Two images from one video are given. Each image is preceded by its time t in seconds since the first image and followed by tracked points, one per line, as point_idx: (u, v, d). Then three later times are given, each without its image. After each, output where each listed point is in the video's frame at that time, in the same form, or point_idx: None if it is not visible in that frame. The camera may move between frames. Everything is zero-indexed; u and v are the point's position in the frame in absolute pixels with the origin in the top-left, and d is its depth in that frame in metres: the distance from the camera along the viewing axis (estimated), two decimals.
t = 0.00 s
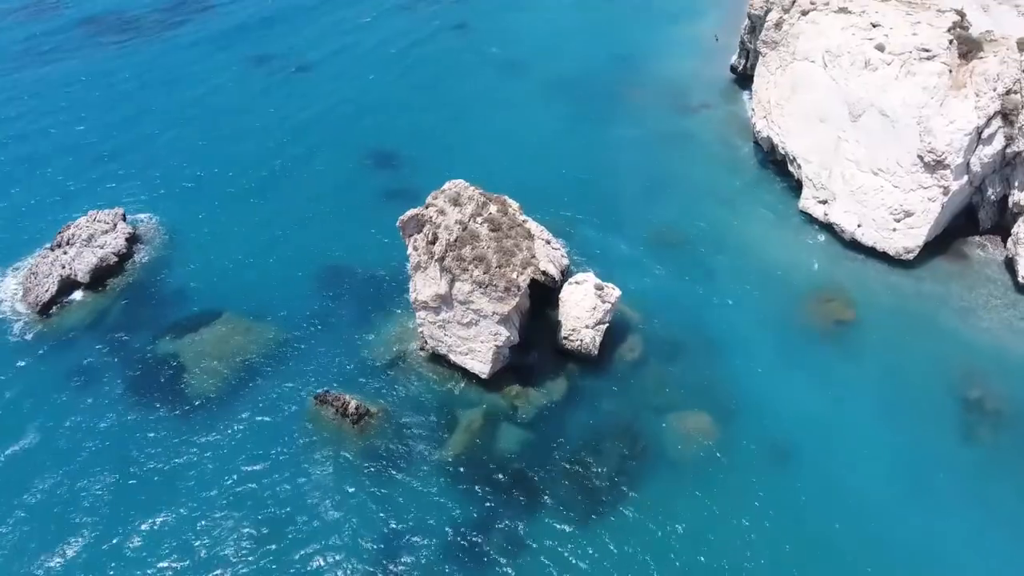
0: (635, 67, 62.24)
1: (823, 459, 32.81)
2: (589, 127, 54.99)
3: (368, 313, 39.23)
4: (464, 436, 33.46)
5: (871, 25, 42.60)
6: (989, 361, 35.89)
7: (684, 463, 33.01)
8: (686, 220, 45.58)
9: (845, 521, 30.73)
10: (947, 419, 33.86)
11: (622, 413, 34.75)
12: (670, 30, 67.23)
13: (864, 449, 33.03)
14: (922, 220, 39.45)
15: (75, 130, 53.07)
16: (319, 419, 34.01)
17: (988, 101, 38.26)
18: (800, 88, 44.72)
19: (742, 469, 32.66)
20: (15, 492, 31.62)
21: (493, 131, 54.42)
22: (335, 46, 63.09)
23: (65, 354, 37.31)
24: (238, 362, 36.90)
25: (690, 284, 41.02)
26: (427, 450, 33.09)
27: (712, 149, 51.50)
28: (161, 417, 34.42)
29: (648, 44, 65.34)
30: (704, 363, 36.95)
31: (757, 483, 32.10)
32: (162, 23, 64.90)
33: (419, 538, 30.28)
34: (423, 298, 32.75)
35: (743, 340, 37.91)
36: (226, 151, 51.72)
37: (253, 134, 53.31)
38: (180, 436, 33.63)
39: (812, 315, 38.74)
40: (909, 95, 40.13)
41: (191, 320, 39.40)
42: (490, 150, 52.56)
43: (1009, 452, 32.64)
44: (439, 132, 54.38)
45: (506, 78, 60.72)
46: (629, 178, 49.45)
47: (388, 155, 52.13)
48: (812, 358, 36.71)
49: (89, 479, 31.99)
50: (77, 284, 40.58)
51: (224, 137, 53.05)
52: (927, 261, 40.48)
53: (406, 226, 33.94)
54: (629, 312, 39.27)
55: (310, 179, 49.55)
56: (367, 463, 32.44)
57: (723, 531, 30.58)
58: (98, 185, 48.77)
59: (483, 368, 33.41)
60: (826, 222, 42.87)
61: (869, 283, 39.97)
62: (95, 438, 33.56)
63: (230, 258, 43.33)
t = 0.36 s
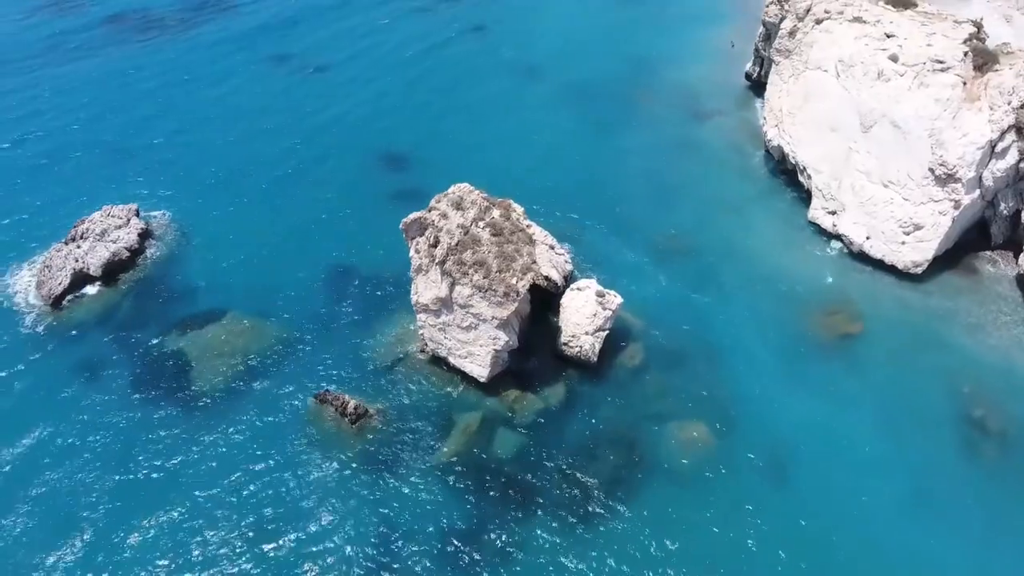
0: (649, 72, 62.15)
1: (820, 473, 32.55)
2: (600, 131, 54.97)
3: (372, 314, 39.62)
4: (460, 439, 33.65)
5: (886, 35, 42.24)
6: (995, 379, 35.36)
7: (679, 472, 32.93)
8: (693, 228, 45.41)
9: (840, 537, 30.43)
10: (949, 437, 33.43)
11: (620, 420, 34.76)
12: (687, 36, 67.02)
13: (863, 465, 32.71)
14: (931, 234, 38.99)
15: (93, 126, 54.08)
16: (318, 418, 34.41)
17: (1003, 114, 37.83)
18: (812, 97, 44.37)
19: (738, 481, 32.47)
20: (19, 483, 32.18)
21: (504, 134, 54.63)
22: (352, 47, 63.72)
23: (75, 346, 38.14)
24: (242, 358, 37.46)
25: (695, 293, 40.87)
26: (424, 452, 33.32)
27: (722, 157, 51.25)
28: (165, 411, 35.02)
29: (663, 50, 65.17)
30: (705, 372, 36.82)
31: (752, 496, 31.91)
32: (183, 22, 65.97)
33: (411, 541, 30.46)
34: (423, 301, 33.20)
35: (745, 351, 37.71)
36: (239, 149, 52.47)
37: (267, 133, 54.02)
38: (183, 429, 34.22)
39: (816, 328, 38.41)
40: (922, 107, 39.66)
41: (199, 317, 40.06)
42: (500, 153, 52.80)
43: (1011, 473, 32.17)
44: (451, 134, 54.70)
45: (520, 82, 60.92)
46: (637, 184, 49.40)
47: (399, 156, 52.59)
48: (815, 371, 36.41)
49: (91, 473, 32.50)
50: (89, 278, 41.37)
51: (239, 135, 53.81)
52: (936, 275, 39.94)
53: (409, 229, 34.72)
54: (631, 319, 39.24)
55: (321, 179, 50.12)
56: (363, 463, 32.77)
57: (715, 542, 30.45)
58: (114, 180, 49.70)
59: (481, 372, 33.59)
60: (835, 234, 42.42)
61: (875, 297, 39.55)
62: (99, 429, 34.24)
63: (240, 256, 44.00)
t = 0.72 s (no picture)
0: (662, 78, 62.02)
1: (818, 486, 32.32)
2: (611, 137, 54.95)
3: (376, 314, 39.99)
4: (457, 442, 33.88)
5: (900, 46, 41.78)
6: (1000, 397, 34.88)
7: (675, 482, 32.90)
8: (700, 236, 45.27)
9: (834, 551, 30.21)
10: (951, 454, 33.02)
11: (617, 428, 34.78)
12: (703, 42, 66.79)
13: (861, 480, 32.39)
14: (940, 248, 38.56)
15: (111, 121, 55.04)
16: (318, 417, 34.82)
17: (1016, 128, 37.15)
18: (823, 107, 44.00)
19: (733, 492, 32.34)
20: (27, 475, 32.99)
21: (515, 138, 54.79)
22: (368, 49, 64.33)
23: (85, 339, 38.93)
24: (246, 355, 38.02)
25: (698, 302, 40.75)
26: (420, 453, 33.59)
27: (733, 165, 51.00)
28: (169, 405, 35.68)
29: (679, 56, 64.99)
30: (705, 382, 36.72)
31: (746, 507, 31.78)
32: (204, 21, 66.94)
33: (404, 543, 30.74)
34: (424, 304, 33.46)
35: (747, 361, 37.54)
36: (253, 148, 53.15)
37: (281, 133, 54.67)
38: (185, 423, 34.86)
39: (819, 340, 38.13)
40: (934, 120, 39.18)
41: (206, 313, 40.71)
42: (510, 156, 52.99)
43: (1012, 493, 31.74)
44: (462, 136, 55.00)
45: (533, 85, 61.08)
46: (646, 191, 49.33)
47: (409, 158, 53.02)
48: (816, 383, 36.16)
49: (96, 471, 33.07)
50: (101, 272, 42.15)
51: (253, 134, 54.49)
52: (944, 289, 39.45)
53: (412, 232, 34.98)
54: (633, 326, 39.23)
55: (332, 178, 50.63)
56: (360, 462, 33.13)
57: (707, 552, 30.39)
58: (129, 176, 50.62)
59: (480, 376, 33.78)
60: (843, 245, 42.04)
61: (881, 310, 39.14)
62: (105, 422, 34.98)
63: (249, 253, 44.62)
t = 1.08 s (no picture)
0: (676, 83, 61.80)
1: (815, 499, 32.05)
2: (622, 141, 54.83)
3: (380, 314, 40.30)
4: (454, 444, 34.06)
5: (914, 56, 41.21)
6: (1005, 415, 34.33)
7: (670, 490, 32.79)
8: (706, 243, 45.02)
9: (829, 566, 29.93)
10: (952, 471, 32.58)
11: (614, 435, 34.73)
12: (719, 48, 66.44)
13: (859, 495, 32.05)
14: (950, 262, 38.00)
15: (128, 118, 55.88)
16: (318, 414, 35.20)
17: None
18: (835, 116, 43.65)
19: (729, 502, 32.15)
20: (32, 464, 33.67)
21: (526, 141, 54.92)
22: (384, 51, 64.96)
23: (95, 332, 39.68)
24: (251, 352, 38.54)
25: (702, 310, 40.59)
26: (417, 454, 33.79)
27: (744, 172, 50.66)
28: (174, 399, 36.26)
29: (694, 61, 64.71)
30: (705, 391, 36.54)
31: (741, 518, 31.58)
32: (223, 20, 67.89)
33: (396, 544, 30.91)
34: (424, 306, 33.88)
35: (748, 371, 37.32)
36: (267, 146, 53.81)
37: (295, 132, 55.28)
38: (189, 417, 35.39)
39: (823, 352, 37.78)
40: (946, 132, 38.65)
41: (214, 309, 41.32)
42: (520, 159, 53.08)
43: (1013, 513, 31.22)
44: (473, 138, 55.25)
45: (546, 89, 61.16)
46: (654, 197, 49.18)
47: (420, 159, 53.38)
48: (818, 395, 35.87)
49: (98, 467, 33.45)
50: (112, 267, 42.88)
51: (267, 133, 55.14)
52: (953, 304, 38.88)
53: (414, 235, 35.54)
54: (635, 333, 39.18)
55: (343, 178, 51.09)
56: (357, 461, 33.42)
57: (700, 562, 30.24)
58: (145, 172, 51.45)
59: (478, 379, 33.92)
60: (851, 256, 41.61)
61: (887, 323, 38.67)
62: (110, 414, 35.62)
63: (258, 251, 45.22)
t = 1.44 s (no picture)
0: (690, 89, 61.57)
1: (811, 513, 31.78)
2: (632, 147, 54.71)
3: (383, 315, 40.63)
4: (450, 447, 34.24)
5: (928, 67, 40.70)
6: (1009, 434, 33.78)
7: (665, 499, 32.67)
8: (713, 251, 44.78)
9: None
10: (951, 489, 32.15)
11: (611, 442, 34.69)
12: (734, 54, 66.06)
13: (856, 511, 31.73)
14: (958, 277, 37.44)
15: (145, 116, 56.70)
16: (318, 413, 35.59)
17: None
18: (846, 126, 43.24)
19: (723, 513, 31.98)
20: (37, 453, 34.28)
21: (536, 144, 55.03)
22: (400, 53, 65.48)
23: (105, 325, 40.42)
24: (255, 349, 39.02)
25: (706, 318, 40.41)
26: (413, 456, 34.01)
27: (754, 180, 50.32)
28: (178, 394, 36.81)
29: (709, 67, 64.40)
30: (705, 401, 36.36)
31: (735, 529, 31.39)
32: (242, 20, 68.83)
33: (387, 542, 31.19)
34: (424, 309, 34.05)
35: (749, 382, 37.09)
36: (280, 145, 54.46)
37: (308, 131, 55.89)
38: (191, 413, 35.88)
39: (825, 365, 37.45)
40: (957, 145, 38.13)
41: (221, 305, 41.89)
42: (529, 162, 53.18)
43: (1012, 534, 30.69)
44: (483, 141, 55.48)
45: (559, 93, 61.25)
46: (663, 203, 49.01)
47: (430, 161, 53.69)
48: (818, 408, 35.56)
49: (98, 461, 33.83)
50: (124, 261, 43.60)
51: (280, 131, 55.81)
52: (962, 319, 38.32)
53: (416, 238, 35.79)
54: (636, 340, 39.11)
55: (353, 178, 51.57)
56: (353, 461, 33.70)
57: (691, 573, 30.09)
58: (159, 168, 52.22)
59: (477, 383, 34.06)
60: (859, 268, 41.16)
61: (892, 336, 38.23)
62: (116, 407, 36.22)
63: (266, 249, 45.77)
